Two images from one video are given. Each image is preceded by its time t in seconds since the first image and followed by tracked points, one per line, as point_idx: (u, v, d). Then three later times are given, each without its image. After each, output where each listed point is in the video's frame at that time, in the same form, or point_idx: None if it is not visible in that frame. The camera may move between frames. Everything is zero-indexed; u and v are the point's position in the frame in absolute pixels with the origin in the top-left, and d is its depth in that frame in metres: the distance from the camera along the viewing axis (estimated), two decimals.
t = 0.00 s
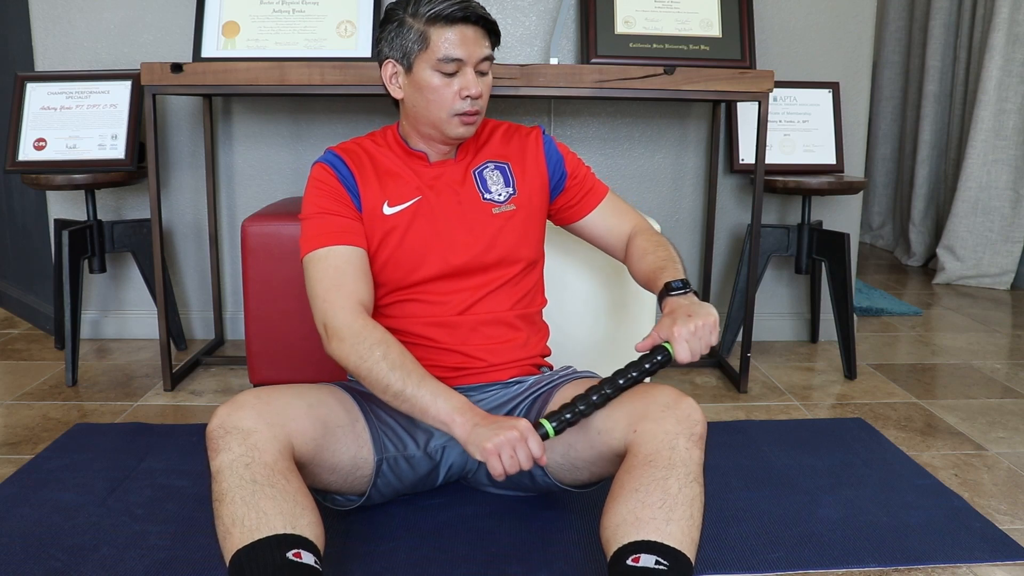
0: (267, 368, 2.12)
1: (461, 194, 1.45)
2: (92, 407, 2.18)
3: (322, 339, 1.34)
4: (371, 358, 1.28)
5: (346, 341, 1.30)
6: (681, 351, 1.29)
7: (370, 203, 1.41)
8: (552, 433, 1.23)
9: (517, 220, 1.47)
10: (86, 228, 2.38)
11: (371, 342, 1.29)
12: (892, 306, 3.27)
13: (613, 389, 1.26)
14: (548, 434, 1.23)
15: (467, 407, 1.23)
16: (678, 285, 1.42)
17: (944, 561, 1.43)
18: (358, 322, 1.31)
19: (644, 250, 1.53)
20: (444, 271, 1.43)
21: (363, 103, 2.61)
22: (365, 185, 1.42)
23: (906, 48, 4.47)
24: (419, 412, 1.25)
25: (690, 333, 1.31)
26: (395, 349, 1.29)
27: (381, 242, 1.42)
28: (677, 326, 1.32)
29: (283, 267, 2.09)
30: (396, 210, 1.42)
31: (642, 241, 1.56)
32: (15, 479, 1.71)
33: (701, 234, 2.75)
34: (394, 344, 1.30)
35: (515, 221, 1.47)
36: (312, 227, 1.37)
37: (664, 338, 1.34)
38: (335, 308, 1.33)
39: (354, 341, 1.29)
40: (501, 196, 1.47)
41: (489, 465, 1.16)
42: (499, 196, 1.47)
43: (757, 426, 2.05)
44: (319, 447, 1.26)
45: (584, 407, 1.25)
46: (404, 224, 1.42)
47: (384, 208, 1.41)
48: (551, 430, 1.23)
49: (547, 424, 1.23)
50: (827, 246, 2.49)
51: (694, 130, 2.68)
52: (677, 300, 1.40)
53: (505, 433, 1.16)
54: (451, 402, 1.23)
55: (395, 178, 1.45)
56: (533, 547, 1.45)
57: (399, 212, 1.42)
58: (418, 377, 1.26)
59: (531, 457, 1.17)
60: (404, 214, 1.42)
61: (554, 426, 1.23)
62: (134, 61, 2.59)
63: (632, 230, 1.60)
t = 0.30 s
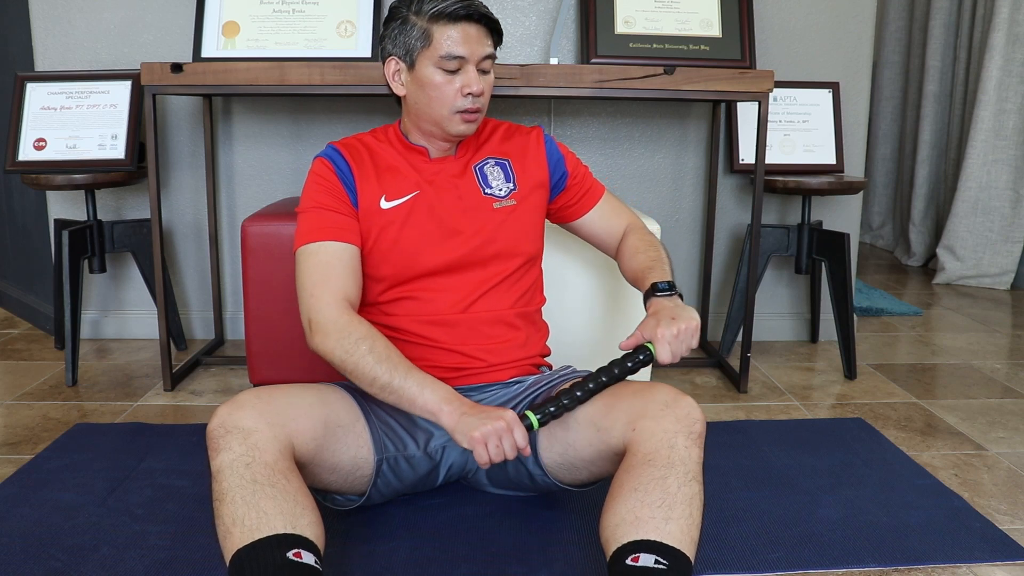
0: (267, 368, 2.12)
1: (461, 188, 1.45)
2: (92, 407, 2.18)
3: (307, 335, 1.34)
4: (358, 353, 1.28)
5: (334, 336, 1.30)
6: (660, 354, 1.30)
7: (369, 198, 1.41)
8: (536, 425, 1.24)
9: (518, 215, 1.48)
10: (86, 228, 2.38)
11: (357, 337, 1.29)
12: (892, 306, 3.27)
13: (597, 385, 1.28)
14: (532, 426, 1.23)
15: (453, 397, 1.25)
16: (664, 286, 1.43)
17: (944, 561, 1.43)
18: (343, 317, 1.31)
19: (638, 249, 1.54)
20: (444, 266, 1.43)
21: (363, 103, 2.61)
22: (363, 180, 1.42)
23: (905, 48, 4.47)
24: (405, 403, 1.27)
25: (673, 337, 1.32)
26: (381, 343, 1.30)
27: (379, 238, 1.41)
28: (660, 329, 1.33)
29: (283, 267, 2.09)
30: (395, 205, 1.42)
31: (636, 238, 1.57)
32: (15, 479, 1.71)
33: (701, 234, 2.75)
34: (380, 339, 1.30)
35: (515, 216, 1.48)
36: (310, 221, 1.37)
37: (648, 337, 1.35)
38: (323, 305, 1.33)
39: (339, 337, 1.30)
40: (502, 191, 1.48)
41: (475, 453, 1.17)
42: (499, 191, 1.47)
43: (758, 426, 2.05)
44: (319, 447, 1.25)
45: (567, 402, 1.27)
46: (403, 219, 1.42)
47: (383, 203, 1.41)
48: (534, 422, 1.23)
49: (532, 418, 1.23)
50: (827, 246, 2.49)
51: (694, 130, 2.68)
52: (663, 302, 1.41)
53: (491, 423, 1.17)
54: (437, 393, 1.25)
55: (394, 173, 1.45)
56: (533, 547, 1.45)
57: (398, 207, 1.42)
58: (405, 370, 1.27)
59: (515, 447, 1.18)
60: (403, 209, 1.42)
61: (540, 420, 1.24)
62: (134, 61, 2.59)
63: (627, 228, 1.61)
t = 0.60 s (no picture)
0: (267, 368, 2.12)
1: (463, 187, 1.46)
2: (92, 407, 2.18)
3: (297, 331, 1.35)
4: (348, 350, 1.29)
5: (328, 333, 1.31)
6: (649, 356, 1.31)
7: (369, 195, 1.41)
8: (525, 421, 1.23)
9: (519, 214, 1.49)
10: (86, 228, 2.38)
11: (346, 334, 1.30)
12: (892, 306, 3.27)
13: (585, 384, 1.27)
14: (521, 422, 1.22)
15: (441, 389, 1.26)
16: (657, 289, 1.45)
17: (944, 561, 1.43)
18: (333, 315, 1.32)
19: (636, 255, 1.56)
20: (444, 263, 1.44)
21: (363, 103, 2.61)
22: (364, 177, 1.42)
23: (906, 48, 4.47)
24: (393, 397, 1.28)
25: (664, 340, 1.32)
26: (371, 339, 1.31)
27: (379, 235, 1.41)
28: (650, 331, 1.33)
29: (283, 266, 2.08)
30: (396, 203, 1.42)
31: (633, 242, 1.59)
32: (15, 479, 1.71)
33: (701, 234, 2.75)
34: (370, 336, 1.31)
35: (517, 215, 1.48)
36: (310, 217, 1.37)
37: (638, 339, 1.35)
38: (318, 303, 1.33)
39: (329, 336, 1.30)
40: (504, 190, 1.48)
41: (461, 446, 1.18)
42: (502, 190, 1.48)
43: (757, 426, 2.05)
44: (320, 447, 1.26)
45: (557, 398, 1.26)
46: (403, 217, 1.42)
47: (383, 201, 1.41)
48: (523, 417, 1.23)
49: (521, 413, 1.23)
50: (827, 246, 2.49)
51: (694, 130, 2.68)
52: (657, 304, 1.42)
53: (479, 416, 1.18)
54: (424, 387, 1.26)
55: (395, 170, 1.45)
56: (534, 547, 1.45)
57: (398, 204, 1.42)
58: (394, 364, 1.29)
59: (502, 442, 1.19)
60: (404, 207, 1.42)
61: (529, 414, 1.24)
62: (134, 61, 2.59)
63: (624, 233, 1.63)
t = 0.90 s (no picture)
0: (267, 368, 2.12)
1: (462, 186, 1.47)
2: (92, 407, 2.18)
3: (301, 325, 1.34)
4: (347, 333, 1.27)
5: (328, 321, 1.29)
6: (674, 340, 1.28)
7: (369, 195, 1.42)
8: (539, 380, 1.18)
9: (519, 213, 1.48)
10: (86, 228, 2.38)
11: (347, 318, 1.29)
12: (892, 306, 3.27)
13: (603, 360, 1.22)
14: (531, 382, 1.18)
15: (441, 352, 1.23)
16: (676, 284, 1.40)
17: (944, 561, 1.43)
18: (334, 303, 1.31)
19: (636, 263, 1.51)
20: (444, 259, 1.43)
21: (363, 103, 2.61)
22: (364, 178, 1.44)
23: (905, 48, 4.47)
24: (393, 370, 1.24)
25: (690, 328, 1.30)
26: (371, 321, 1.29)
27: (379, 233, 1.42)
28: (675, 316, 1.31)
29: (283, 267, 2.09)
30: (397, 202, 1.43)
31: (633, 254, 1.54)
32: (15, 479, 1.71)
33: (701, 234, 2.75)
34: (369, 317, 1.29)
35: (516, 214, 1.48)
36: (310, 214, 1.38)
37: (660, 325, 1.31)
38: (318, 296, 1.33)
39: (330, 321, 1.29)
40: (503, 190, 1.49)
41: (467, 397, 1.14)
42: (501, 190, 1.48)
43: (758, 426, 2.05)
44: (323, 446, 1.25)
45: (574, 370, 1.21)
46: (403, 215, 1.43)
47: (383, 200, 1.42)
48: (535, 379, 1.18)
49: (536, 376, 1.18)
50: (827, 246, 2.49)
51: (694, 131, 2.68)
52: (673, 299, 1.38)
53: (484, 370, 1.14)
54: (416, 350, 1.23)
55: (395, 171, 1.46)
56: (534, 547, 1.44)
57: (398, 203, 1.43)
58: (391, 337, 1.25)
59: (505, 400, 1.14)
60: (404, 205, 1.43)
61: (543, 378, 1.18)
62: (134, 61, 2.59)
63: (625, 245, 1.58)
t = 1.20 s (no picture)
0: (267, 368, 2.12)
1: (457, 186, 1.47)
2: (92, 407, 2.18)
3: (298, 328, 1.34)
4: (330, 326, 1.27)
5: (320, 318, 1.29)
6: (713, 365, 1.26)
7: (364, 198, 1.43)
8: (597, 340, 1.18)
9: (516, 211, 1.48)
10: (87, 228, 2.38)
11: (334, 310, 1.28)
12: (892, 306, 3.27)
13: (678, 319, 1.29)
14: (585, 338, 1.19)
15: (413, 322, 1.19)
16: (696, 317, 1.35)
17: (944, 561, 1.43)
18: (321, 301, 1.31)
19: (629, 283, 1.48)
20: (440, 258, 1.43)
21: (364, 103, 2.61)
22: (360, 182, 1.45)
23: (905, 48, 4.47)
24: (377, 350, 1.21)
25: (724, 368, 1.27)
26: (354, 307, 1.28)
27: (376, 234, 1.42)
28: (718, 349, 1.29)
29: (283, 267, 2.09)
30: (392, 202, 1.44)
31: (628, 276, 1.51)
32: (16, 479, 1.71)
33: (701, 234, 2.75)
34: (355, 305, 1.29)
35: (513, 213, 1.48)
36: (307, 216, 1.40)
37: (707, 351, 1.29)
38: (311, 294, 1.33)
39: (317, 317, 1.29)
40: (499, 190, 1.49)
41: (438, 365, 1.07)
42: (496, 189, 1.49)
43: (757, 426, 2.05)
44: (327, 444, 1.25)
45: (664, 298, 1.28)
46: (399, 216, 1.43)
47: (378, 201, 1.43)
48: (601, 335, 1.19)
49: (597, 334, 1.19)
50: (827, 246, 2.49)
51: (694, 130, 2.68)
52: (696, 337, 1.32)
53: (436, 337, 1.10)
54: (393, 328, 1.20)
55: (391, 174, 1.47)
56: (534, 548, 1.44)
57: (393, 204, 1.43)
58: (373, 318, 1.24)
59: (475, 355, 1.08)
60: (399, 206, 1.43)
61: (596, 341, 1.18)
62: (134, 61, 2.59)
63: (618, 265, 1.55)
